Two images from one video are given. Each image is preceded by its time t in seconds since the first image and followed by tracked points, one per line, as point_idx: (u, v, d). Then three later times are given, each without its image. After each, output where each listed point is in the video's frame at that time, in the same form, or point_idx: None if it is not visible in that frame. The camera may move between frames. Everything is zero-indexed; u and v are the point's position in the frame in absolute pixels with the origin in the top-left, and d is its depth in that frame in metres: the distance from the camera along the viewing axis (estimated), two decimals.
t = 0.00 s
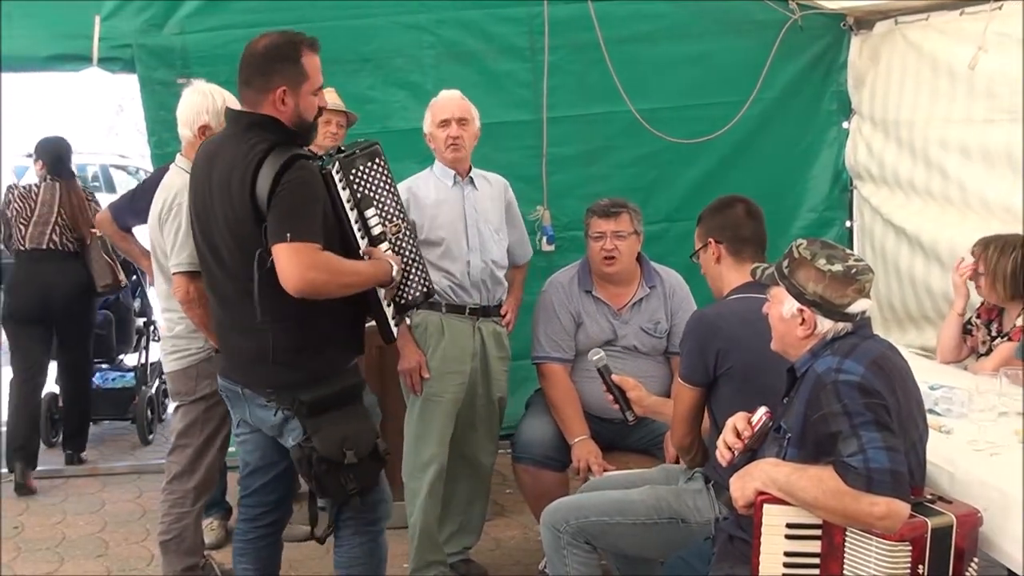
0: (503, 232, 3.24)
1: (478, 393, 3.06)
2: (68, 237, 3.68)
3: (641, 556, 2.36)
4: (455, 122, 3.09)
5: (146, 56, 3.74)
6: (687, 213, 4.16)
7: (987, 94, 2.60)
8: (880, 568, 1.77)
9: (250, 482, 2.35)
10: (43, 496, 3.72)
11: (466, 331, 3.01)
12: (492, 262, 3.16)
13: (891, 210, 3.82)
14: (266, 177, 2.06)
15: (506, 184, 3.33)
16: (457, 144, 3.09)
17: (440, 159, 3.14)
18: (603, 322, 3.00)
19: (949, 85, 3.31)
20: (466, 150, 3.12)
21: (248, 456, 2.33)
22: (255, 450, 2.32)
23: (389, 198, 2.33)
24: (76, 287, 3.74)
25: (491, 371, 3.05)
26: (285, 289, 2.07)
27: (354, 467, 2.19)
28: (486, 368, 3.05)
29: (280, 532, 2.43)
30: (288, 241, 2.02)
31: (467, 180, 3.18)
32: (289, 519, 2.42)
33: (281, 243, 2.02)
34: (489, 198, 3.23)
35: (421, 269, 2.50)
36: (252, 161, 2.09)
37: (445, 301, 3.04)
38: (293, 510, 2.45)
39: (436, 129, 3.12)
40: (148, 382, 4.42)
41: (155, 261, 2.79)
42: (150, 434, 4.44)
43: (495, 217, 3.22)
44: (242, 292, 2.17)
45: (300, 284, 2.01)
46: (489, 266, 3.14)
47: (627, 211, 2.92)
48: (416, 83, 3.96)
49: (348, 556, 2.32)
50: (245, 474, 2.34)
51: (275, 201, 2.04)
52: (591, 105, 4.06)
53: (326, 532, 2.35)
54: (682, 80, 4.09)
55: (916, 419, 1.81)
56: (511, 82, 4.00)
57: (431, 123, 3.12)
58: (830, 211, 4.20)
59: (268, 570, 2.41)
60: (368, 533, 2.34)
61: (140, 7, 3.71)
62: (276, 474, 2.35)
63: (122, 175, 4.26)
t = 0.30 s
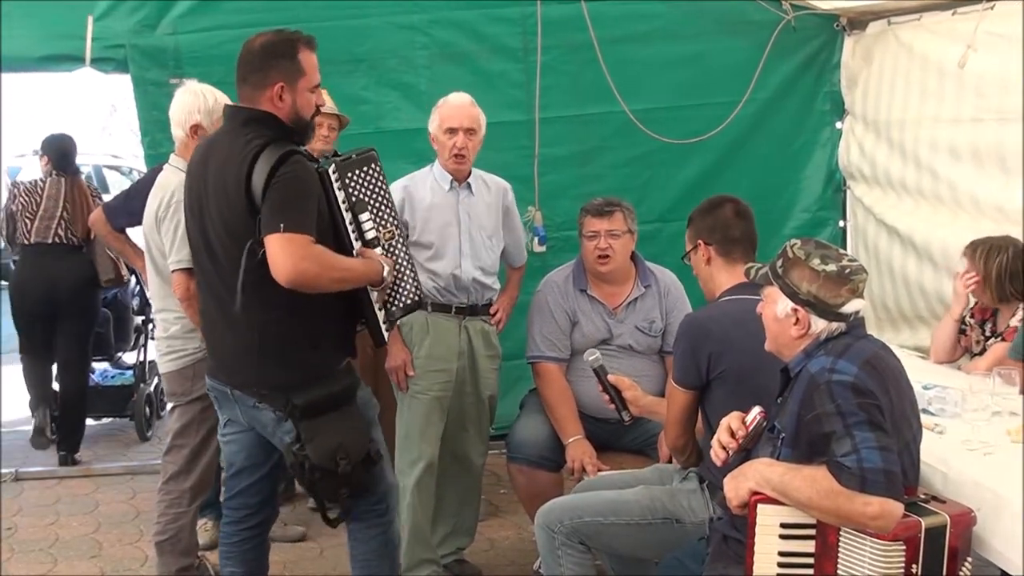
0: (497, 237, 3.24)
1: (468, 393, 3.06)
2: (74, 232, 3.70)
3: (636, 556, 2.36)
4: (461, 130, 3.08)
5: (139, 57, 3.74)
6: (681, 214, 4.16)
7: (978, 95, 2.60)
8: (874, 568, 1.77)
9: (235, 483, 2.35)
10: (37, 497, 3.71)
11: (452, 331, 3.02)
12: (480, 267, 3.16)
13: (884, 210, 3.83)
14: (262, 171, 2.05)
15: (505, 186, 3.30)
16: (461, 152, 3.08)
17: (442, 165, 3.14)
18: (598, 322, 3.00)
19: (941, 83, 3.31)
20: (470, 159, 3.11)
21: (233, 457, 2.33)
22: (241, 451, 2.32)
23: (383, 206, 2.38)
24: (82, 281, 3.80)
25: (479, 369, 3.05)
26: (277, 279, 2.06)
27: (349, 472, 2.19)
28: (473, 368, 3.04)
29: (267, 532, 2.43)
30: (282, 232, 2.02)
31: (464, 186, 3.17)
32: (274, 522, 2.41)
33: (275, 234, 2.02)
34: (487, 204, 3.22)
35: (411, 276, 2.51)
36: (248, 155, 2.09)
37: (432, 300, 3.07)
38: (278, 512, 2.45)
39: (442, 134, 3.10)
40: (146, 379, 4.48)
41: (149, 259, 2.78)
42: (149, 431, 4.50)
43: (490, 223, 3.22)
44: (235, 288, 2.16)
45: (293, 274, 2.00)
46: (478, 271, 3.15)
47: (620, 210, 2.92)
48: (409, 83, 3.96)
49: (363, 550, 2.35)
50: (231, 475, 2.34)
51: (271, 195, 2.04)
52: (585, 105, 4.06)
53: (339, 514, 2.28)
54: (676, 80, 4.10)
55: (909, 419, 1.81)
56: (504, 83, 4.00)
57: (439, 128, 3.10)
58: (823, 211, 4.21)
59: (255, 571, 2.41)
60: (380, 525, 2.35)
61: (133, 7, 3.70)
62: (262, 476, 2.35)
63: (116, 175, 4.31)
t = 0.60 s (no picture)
0: (499, 238, 3.24)
1: (470, 393, 3.07)
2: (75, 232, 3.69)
3: (638, 556, 2.36)
4: (464, 131, 3.07)
5: (139, 57, 3.74)
6: (682, 214, 4.16)
7: (977, 94, 2.60)
8: (874, 568, 1.77)
9: (247, 484, 2.34)
10: (37, 497, 3.71)
11: (452, 332, 3.02)
12: (481, 267, 3.16)
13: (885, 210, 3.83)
14: (299, 170, 2.05)
15: (507, 187, 3.30)
16: (465, 153, 3.08)
17: (444, 165, 3.14)
18: (598, 322, 3.00)
19: (941, 82, 3.31)
20: (473, 159, 3.12)
21: (247, 459, 2.33)
22: (257, 452, 2.32)
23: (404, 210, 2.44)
24: (82, 280, 3.82)
25: (480, 369, 3.05)
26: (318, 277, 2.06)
27: (367, 476, 2.19)
28: (474, 368, 3.05)
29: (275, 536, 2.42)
30: (324, 230, 2.01)
31: (466, 187, 3.17)
32: (284, 524, 2.41)
33: (316, 232, 2.02)
34: (488, 205, 3.22)
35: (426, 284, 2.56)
36: (283, 153, 2.08)
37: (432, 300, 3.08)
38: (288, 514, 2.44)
39: (444, 134, 3.08)
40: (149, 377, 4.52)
41: (147, 259, 2.79)
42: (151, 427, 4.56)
43: (491, 224, 3.22)
44: (264, 286, 2.14)
45: (336, 271, 2.01)
46: (478, 271, 3.15)
47: (621, 210, 2.92)
48: (409, 84, 3.96)
49: (373, 558, 2.32)
50: (245, 476, 2.33)
51: (308, 195, 2.04)
52: (585, 105, 4.07)
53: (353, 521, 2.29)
54: (676, 81, 4.10)
55: (909, 419, 1.81)
56: (504, 83, 4.00)
57: (441, 129, 3.08)
58: (824, 211, 4.21)
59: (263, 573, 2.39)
60: (384, 536, 2.33)
61: (134, 7, 3.71)
62: (275, 479, 2.34)
63: (116, 175, 4.32)
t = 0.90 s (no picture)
0: (501, 238, 3.26)
1: (474, 392, 3.07)
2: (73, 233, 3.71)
3: (638, 556, 2.36)
4: (465, 129, 3.05)
5: (139, 57, 3.74)
6: (682, 214, 4.16)
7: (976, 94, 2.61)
8: (874, 568, 1.77)
9: (279, 486, 2.33)
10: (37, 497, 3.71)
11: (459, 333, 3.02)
12: (486, 267, 3.18)
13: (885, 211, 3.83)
14: (353, 174, 2.03)
15: (507, 188, 3.32)
16: (467, 151, 3.09)
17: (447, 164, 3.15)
18: (598, 323, 3.00)
19: (940, 82, 3.31)
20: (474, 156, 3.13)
21: (283, 461, 2.32)
22: (294, 455, 2.31)
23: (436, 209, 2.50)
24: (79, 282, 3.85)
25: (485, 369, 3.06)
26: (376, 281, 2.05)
27: (425, 472, 2.18)
28: (479, 367, 3.05)
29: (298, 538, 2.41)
30: (382, 235, 2.00)
31: (467, 187, 3.20)
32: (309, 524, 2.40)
33: (376, 236, 2.00)
34: (489, 206, 3.24)
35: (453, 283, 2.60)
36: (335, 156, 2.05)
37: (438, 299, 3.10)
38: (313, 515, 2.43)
39: (445, 133, 3.08)
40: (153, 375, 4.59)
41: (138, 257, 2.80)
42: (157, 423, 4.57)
43: (493, 224, 3.25)
44: (316, 291, 2.11)
45: (399, 275, 2.00)
46: (483, 270, 3.16)
47: (623, 210, 2.93)
48: (409, 84, 3.96)
49: (400, 553, 2.27)
50: (279, 477, 2.32)
51: (364, 200, 2.02)
52: (585, 105, 4.06)
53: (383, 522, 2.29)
54: (676, 81, 4.10)
55: (909, 419, 1.81)
56: (504, 83, 4.00)
57: (441, 129, 3.07)
58: (824, 211, 4.21)
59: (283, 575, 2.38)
60: (414, 533, 2.29)
61: (133, 7, 3.70)
62: (308, 483, 2.33)
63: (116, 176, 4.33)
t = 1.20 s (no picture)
0: (502, 237, 3.27)
1: (475, 392, 3.06)
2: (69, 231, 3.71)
3: (637, 556, 2.36)
4: (472, 131, 3.07)
5: (139, 57, 3.74)
6: (682, 213, 4.16)
7: (974, 94, 2.61)
8: (874, 567, 1.77)
9: (305, 483, 2.32)
10: (36, 497, 3.71)
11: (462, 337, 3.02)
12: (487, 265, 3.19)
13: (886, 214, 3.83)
14: (409, 175, 2.03)
15: (508, 188, 3.32)
16: (474, 153, 3.09)
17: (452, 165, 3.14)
18: (598, 322, 3.00)
19: (939, 81, 3.31)
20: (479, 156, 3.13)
21: (312, 459, 2.31)
22: (325, 455, 2.30)
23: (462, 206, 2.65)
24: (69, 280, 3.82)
25: (487, 367, 3.05)
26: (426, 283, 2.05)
27: (465, 473, 2.16)
28: (482, 367, 3.04)
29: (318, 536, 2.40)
30: (435, 238, 2.00)
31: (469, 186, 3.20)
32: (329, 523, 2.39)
33: (428, 239, 2.00)
34: (491, 206, 3.24)
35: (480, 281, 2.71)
36: (389, 156, 2.05)
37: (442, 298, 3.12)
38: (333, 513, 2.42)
39: (452, 135, 3.08)
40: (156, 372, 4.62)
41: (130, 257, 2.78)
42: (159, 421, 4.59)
43: (495, 224, 3.24)
44: (362, 288, 2.10)
45: (450, 280, 2.00)
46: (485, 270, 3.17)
47: (622, 210, 2.93)
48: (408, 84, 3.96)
49: (412, 552, 2.29)
50: (305, 474, 2.31)
51: (419, 202, 2.02)
52: (585, 105, 4.07)
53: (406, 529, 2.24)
54: (676, 81, 4.10)
55: (910, 419, 1.81)
56: (504, 83, 4.00)
57: (448, 130, 3.08)
58: (824, 211, 4.21)
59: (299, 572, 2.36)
60: (430, 534, 2.30)
61: (133, 7, 3.71)
62: (334, 482, 2.33)
63: (116, 176, 4.34)
